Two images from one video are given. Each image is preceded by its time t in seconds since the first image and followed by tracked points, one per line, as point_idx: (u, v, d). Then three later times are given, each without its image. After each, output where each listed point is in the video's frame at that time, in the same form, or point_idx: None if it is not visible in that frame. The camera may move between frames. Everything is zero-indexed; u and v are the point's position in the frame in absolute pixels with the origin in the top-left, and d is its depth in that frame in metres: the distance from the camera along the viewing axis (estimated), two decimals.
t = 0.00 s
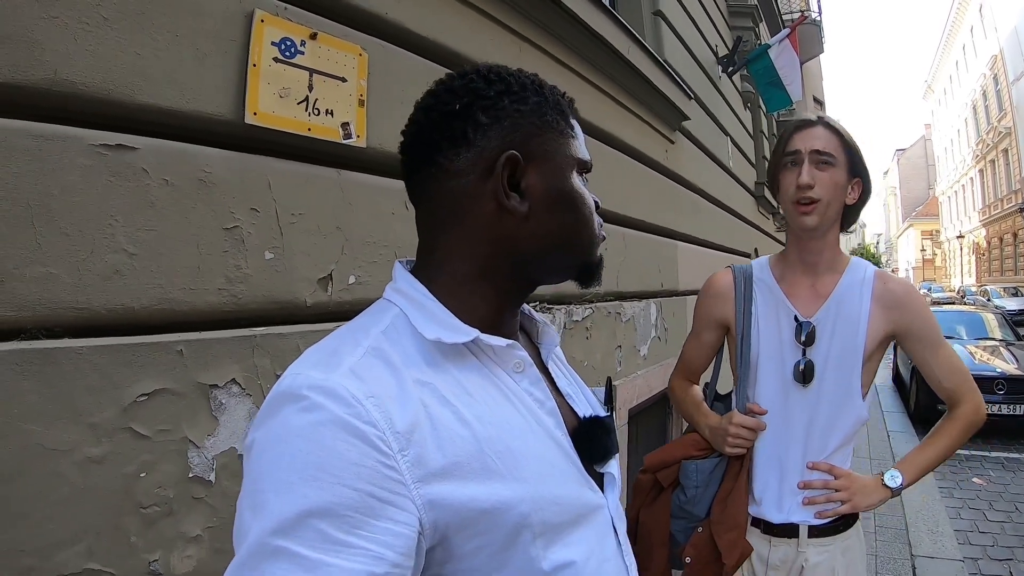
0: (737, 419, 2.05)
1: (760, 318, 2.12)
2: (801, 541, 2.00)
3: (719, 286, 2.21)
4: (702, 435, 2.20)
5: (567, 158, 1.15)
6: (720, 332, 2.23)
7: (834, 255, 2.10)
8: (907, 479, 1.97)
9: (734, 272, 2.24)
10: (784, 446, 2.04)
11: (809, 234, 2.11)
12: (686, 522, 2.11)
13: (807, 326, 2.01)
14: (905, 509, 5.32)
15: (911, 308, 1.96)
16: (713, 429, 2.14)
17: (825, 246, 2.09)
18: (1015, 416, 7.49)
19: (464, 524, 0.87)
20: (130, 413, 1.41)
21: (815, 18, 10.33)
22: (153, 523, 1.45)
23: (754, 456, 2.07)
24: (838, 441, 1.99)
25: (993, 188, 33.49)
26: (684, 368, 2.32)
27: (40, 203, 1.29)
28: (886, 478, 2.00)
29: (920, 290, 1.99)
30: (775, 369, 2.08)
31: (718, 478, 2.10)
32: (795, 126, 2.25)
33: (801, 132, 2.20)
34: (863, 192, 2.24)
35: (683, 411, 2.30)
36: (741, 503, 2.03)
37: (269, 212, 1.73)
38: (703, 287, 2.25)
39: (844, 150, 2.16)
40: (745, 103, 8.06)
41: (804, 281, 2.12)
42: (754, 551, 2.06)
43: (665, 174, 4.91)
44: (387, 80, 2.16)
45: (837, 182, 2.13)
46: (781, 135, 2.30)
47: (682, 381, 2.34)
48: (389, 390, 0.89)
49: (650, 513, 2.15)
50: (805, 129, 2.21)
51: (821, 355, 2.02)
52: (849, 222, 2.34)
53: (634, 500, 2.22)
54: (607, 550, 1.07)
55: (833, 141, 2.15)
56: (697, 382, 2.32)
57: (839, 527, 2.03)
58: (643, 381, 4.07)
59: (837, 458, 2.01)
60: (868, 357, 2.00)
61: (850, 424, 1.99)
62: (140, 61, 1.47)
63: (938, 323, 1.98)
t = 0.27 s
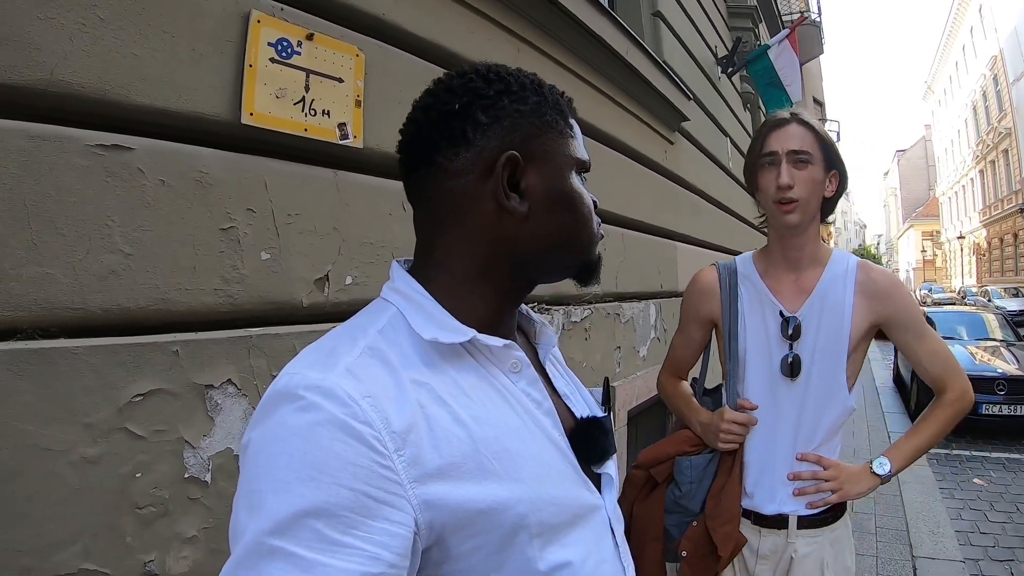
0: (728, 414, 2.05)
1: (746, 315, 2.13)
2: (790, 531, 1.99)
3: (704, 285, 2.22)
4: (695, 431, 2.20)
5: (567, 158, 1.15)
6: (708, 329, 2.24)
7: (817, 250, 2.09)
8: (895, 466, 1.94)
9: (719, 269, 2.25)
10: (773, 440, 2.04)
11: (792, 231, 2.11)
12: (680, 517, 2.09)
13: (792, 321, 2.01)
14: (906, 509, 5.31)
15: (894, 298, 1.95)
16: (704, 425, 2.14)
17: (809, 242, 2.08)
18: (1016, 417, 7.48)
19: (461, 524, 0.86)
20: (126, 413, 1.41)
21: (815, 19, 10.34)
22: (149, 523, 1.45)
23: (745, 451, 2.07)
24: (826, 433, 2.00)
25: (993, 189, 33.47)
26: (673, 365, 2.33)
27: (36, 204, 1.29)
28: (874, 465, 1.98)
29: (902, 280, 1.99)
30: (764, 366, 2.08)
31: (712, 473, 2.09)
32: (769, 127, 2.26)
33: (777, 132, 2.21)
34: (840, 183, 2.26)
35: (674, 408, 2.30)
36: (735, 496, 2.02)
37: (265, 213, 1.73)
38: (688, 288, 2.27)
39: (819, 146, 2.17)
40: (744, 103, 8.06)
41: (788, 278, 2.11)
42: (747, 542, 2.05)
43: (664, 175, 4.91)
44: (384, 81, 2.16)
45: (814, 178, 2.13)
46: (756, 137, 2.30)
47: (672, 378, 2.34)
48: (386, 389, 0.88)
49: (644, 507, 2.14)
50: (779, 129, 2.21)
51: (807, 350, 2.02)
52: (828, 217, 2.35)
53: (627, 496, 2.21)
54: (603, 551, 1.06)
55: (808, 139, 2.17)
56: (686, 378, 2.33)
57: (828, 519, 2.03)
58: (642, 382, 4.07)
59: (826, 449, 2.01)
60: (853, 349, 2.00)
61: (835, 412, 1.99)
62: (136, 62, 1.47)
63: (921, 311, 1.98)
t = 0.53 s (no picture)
0: (725, 426, 2.03)
1: (735, 323, 2.13)
2: (792, 525, 1.98)
3: (690, 297, 2.23)
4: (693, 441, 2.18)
5: (566, 159, 1.15)
6: (697, 337, 2.24)
7: (801, 256, 2.11)
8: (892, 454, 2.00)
9: (705, 280, 2.25)
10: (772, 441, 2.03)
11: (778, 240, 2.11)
12: (684, 525, 2.09)
13: (782, 327, 2.01)
14: (909, 509, 5.29)
15: (880, 294, 1.98)
16: (703, 437, 2.12)
17: (794, 249, 2.10)
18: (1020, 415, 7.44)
19: (458, 525, 0.86)
20: (122, 416, 1.41)
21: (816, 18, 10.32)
22: (146, 525, 1.45)
23: (744, 458, 2.06)
24: (825, 430, 1.99)
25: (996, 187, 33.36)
26: (664, 374, 2.32)
27: (31, 206, 1.30)
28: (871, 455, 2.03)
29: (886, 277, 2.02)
30: (758, 374, 2.07)
31: (713, 480, 2.08)
32: (747, 137, 2.26)
33: (757, 142, 2.19)
34: (817, 186, 2.28)
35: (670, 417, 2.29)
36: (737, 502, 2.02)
37: (261, 215, 1.73)
38: (674, 302, 2.27)
39: (799, 153, 2.17)
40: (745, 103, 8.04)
41: (775, 284, 2.12)
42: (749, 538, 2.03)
43: (664, 175, 4.90)
44: (381, 82, 2.16)
45: (796, 185, 2.13)
46: (734, 147, 2.29)
47: (664, 387, 2.34)
48: (383, 390, 0.88)
49: (648, 518, 2.12)
50: (758, 139, 2.21)
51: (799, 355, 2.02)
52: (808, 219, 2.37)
53: (630, 508, 2.20)
54: (601, 552, 1.06)
55: (786, 147, 2.16)
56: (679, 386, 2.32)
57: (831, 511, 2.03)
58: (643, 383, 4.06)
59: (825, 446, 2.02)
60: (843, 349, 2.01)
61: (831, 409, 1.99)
62: (131, 64, 1.47)
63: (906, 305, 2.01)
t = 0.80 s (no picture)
0: (731, 426, 2.02)
1: (734, 322, 2.12)
2: (801, 523, 1.98)
3: (688, 298, 2.22)
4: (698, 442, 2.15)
5: (571, 165, 1.16)
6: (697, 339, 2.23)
7: (796, 254, 2.11)
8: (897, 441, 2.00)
9: (701, 280, 2.25)
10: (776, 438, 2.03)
11: (772, 237, 2.11)
12: (691, 528, 2.05)
13: (782, 325, 2.02)
14: (913, 507, 5.27)
15: (877, 286, 1.99)
16: (707, 438, 2.09)
17: (788, 246, 2.10)
18: None
19: (459, 527, 0.86)
20: (120, 418, 1.41)
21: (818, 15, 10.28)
22: (145, 528, 1.45)
23: (750, 458, 2.05)
24: (829, 423, 1.99)
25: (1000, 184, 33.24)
26: (665, 377, 2.31)
27: (28, 209, 1.30)
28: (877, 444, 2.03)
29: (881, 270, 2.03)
30: (759, 371, 2.07)
31: (719, 481, 2.06)
32: (738, 136, 2.26)
33: (748, 140, 2.19)
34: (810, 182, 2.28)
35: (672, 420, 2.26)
36: (744, 502, 2.01)
37: (260, 217, 1.73)
38: (672, 302, 2.26)
39: (791, 150, 2.17)
40: (747, 101, 8.02)
41: (770, 283, 2.12)
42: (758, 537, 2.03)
43: (665, 174, 4.89)
44: (379, 83, 2.16)
45: (790, 182, 2.13)
46: (725, 146, 2.29)
47: (664, 389, 2.33)
48: (383, 391, 0.88)
49: (654, 522, 2.08)
50: (749, 137, 2.21)
51: (800, 352, 2.02)
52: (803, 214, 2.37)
53: (634, 512, 2.15)
54: (601, 553, 1.06)
55: (778, 144, 2.16)
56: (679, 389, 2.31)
57: (838, 508, 2.03)
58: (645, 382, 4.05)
59: (829, 440, 2.02)
60: (843, 342, 2.02)
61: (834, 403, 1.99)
62: (129, 67, 1.47)
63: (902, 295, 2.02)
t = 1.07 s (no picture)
0: (730, 423, 2.05)
1: (741, 318, 2.13)
2: (812, 530, 1.96)
3: (695, 295, 2.25)
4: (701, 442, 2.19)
5: (568, 164, 1.15)
6: (706, 339, 2.25)
7: (804, 244, 2.11)
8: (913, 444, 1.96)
9: (708, 276, 2.28)
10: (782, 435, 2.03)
11: (777, 228, 2.12)
12: (694, 531, 2.08)
13: (786, 317, 2.02)
14: (917, 505, 5.25)
15: (888, 281, 1.95)
16: (709, 437, 2.12)
17: (794, 236, 2.10)
18: None
19: (455, 527, 0.85)
20: (118, 421, 1.41)
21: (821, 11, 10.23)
22: (143, 529, 1.46)
23: (755, 456, 2.06)
24: (840, 423, 1.97)
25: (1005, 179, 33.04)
26: (677, 378, 2.34)
27: (23, 212, 1.30)
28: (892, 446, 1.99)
29: (893, 263, 1.98)
30: (766, 368, 2.07)
31: (722, 483, 2.08)
32: (735, 129, 2.28)
33: (745, 133, 2.22)
34: (810, 172, 2.29)
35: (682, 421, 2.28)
36: (749, 505, 2.01)
37: (257, 218, 1.73)
38: (681, 300, 2.29)
39: (788, 139, 2.20)
40: (750, 98, 7.98)
41: (779, 276, 2.13)
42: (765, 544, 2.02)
43: (667, 172, 4.87)
44: (376, 83, 2.16)
45: (790, 171, 2.14)
46: (723, 141, 2.32)
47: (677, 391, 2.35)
48: (378, 391, 0.88)
49: (657, 523, 2.15)
50: (746, 130, 2.23)
51: (808, 347, 2.01)
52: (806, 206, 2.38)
53: (640, 512, 2.23)
54: (598, 553, 1.05)
55: (775, 134, 2.19)
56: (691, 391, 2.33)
57: (851, 514, 2.00)
58: (647, 381, 4.04)
59: (841, 440, 1.99)
60: (854, 339, 1.99)
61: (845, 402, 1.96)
62: (124, 69, 1.47)
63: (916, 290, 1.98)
